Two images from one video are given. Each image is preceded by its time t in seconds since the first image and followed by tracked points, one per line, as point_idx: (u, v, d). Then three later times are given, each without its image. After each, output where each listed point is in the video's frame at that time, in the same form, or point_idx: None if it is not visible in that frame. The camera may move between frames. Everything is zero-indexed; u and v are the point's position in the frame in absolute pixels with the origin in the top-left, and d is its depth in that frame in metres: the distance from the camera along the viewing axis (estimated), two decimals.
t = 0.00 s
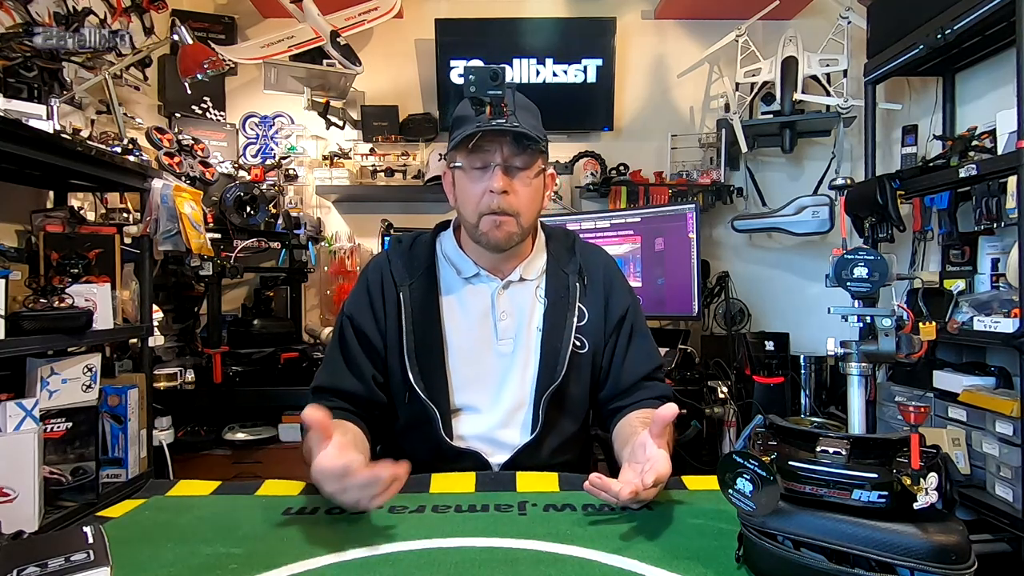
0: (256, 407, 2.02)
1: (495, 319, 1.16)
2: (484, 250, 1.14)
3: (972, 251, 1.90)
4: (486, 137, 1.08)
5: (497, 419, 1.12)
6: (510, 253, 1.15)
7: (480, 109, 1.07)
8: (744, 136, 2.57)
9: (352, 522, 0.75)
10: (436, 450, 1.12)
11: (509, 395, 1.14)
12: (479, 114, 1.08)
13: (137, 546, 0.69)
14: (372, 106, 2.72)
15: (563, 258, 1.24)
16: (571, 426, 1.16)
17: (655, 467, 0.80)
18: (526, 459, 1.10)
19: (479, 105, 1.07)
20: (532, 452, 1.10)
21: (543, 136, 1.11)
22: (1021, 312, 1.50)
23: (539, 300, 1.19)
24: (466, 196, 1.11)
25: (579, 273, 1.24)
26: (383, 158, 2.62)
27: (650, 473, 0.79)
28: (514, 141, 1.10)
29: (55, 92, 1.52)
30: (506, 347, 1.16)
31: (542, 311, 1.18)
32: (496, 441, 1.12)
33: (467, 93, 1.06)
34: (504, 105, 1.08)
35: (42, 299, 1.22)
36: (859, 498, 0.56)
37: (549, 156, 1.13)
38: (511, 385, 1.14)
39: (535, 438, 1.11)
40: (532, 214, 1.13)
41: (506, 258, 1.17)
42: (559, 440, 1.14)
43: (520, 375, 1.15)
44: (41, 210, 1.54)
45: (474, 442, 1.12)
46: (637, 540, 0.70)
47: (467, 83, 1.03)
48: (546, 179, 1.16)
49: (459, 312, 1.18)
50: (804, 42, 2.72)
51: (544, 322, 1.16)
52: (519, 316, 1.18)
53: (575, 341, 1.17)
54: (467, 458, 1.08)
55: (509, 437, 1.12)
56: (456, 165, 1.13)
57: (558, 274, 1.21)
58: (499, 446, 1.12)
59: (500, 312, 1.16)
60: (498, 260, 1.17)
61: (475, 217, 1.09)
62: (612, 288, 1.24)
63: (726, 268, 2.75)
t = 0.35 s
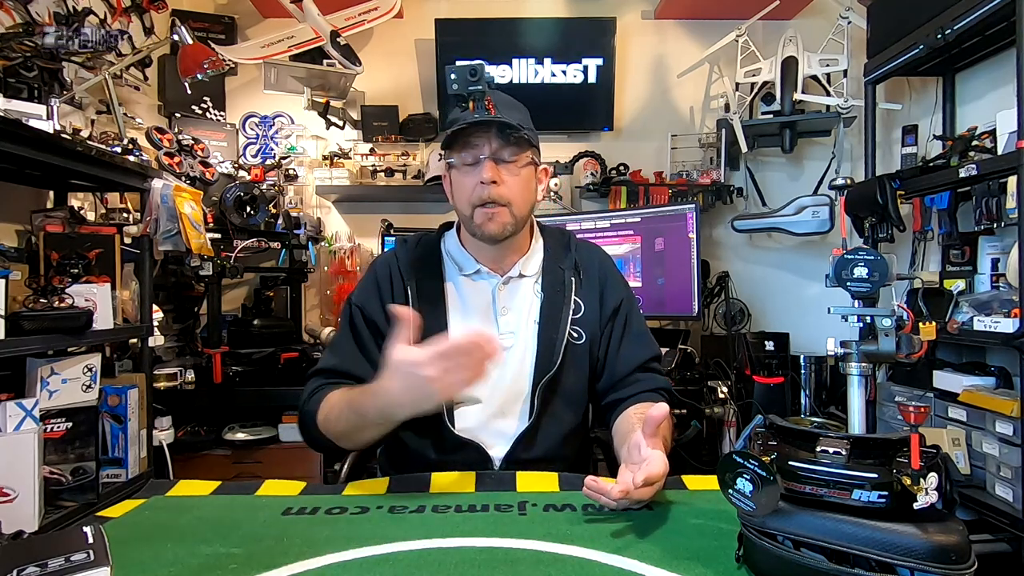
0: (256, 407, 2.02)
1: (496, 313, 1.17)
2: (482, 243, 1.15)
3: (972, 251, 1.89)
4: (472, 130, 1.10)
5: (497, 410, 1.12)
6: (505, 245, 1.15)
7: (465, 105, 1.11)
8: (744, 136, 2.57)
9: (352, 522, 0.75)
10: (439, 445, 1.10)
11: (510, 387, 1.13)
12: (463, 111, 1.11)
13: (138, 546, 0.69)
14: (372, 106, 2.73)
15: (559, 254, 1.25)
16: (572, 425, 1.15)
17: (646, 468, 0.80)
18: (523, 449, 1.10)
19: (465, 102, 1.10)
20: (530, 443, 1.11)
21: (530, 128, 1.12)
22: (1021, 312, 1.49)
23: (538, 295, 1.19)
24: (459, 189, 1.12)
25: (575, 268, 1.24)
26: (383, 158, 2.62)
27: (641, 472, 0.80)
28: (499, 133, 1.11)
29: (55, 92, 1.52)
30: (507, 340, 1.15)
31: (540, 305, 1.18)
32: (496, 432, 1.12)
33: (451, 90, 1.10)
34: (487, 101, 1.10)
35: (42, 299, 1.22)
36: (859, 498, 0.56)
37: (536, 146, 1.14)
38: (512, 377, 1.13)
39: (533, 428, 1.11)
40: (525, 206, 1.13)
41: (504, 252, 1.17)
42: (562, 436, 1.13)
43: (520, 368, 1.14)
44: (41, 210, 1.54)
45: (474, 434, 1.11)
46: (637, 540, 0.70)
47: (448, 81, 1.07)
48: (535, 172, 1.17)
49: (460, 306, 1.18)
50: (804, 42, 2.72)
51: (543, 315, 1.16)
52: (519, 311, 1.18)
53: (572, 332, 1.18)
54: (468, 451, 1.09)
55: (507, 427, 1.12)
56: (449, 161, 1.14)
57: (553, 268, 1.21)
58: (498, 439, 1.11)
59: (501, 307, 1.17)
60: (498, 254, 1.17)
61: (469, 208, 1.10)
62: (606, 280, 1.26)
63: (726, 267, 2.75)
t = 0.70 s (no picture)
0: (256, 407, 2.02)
1: (495, 312, 1.16)
2: (483, 242, 1.14)
3: (972, 251, 1.89)
4: (477, 126, 1.11)
5: (496, 408, 1.12)
6: (505, 245, 1.15)
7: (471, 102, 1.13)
8: (744, 136, 2.57)
9: (353, 522, 0.75)
10: (439, 441, 1.10)
11: (508, 385, 1.12)
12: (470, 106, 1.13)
13: (138, 546, 0.69)
14: (372, 106, 2.73)
15: (557, 255, 1.25)
16: (572, 425, 1.15)
17: (637, 463, 0.79)
18: (521, 447, 1.10)
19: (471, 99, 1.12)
20: (528, 442, 1.10)
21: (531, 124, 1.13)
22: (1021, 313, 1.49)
23: (537, 295, 1.19)
24: (462, 187, 1.12)
25: (572, 269, 1.24)
26: (383, 158, 2.62)
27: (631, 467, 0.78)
28: (504, 130, 1.11)
29: (55, 92, 1.52)
30: (505, 339, 1.14)
31: (538, 304, 1.18)
32: (495, 430, 1.11)
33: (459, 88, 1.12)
34: (492, 98, 1.12)
35: (42, 299, 1.22)
36: (859, 498, 0.56)
37: (538, 145, 1.14)
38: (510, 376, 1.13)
39: (531, 426, 1.10)
40: (526, 204, 1.13)
41: (503, 251, 1.17)
42: (561, 436, 1.13)
43: (519, 367, 1.14)
44: (41, 210, 1.54)
45: (473, 432, 1.10)
46: (638, 540, 0.70)
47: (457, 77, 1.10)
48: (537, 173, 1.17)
49: (458, 306, 1.17)
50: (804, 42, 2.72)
51: (541, 314, 1.16)
52: (518, 310, 1.18)
53: (569, 331, 1.18)
54: (467, 449, 1.08)
55: (507, 424, 1.12)
56: (452, 161, 1.14)
57: (551, 269, 1.21)
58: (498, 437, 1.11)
59: (500, 306, 1.16)
60: (497, 254, 1.17)
61: (472, 205, 1.10)
62: (603, 280, 1.26)
63: (726, 267, 2.75)
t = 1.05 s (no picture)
0: (256, 406, 2.01)
1: (492, 314, 1.16)
2: (477, 247, 1.15)
3: (972, 251, 1.89)
4: (467, 135, 1.10)
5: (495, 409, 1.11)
6: (499, 249, 1.15)
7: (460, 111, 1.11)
8: (744, 136, 2.57)
9: (353, 522, 0.75)
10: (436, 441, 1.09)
11: (507, 386, 1.12)
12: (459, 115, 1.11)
13: (137, 546, 0.69)
14: (372, 106, 2.73)
15: (552, 255, 1.25)
16: (572, 425, 1.15)
17: (611, 462, 0.79)
18: (521, 447, 1.10)
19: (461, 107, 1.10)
20: (529, 442, 1.10)
21: (523, 131, 1.12)
22: (1021, 313, 1.49)
23: (533, 295, 1.19)
24: (454, 194, 1.12)
25: (568, 268, 1.24)
26: (383, 158, 2.62)
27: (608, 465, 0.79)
28: (495, 138, 1.11)
29: (55, 92, 1.51)
30: (503, 340, 1.15)
31: (535, 304, 1.18)
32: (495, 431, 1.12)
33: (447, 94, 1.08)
34: (482, 105, 1.09)
35: (42, 299, 1.22)
36: (859, 498, 0.56)
37: (530, 151, 1.14)
38: (509, 377, 1.13)
39: (530, 426, 1.10)
40: (518, 210, 1.13)
41: (498, 255, 1.17)
42: (561, 435, 1.13)
43: (517, 367, 1.14)
44: (41, 210, 1.54)
45: (473, 433, 1.11)
46: (638, 540, 0.70)
47: (445, 86, 1.06)
48: (530, 177, 1.17)
49: (455, 308, 1.17)
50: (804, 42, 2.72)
51: (538, 314, 1.16)
52: (515, 311, 1.18)
53: (566, 331, 1.18)
54: (468, 450, 1.08)
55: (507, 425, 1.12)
56: (444, 167, 1.14)
57: (547, 269, 1.21)
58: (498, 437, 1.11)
59: (496, 308, 1.16)
60: (491, 257, 1.17)
61: (464, 213, 1.10)
62: (600, 278, 1.26)
63: (726, 267, 2.75)
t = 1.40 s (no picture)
0: (256, 407, 2.01)
1: (492, 314, 1.16)
2: (480, 245, 1.14)
3: (972, 251, 1.89)
4: (487, 131, 1.10)
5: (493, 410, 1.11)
6: (503, 249, 1.15)
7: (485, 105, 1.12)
8: (744, 136, 2.57)
9: (353, 522, 0.75)
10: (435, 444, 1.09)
11: (506, 386, 1.12)
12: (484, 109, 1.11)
13: (137, 546, 0.69)
14: (372, 106, 2.72)
15: (552, 256, 1.25)
16: (572, 425, 1.15)
17: (605, 461, 0.79)
18: (520, 448, 1.10)
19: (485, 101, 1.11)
20: (528, 442, 1.10)
21: (542, 135, 1.13)
22: (1021, 313, 1.49)
23: (533, 295, 1.19)
24: (465, 190, 1.11)
25: (569, 269, 1.24)
26: (383, 158, 2.63)
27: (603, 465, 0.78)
28: (514, 137, 1.11)
29: (55, 92, 1.51)
30: (503, 340, 1.15)
31: (534, 305, 1.18)
32: (493, 432, 1.11)
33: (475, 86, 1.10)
34: (507, 102, 1.11)
35: (42, 299, 1.22)
36: (859, 498, 0.56)
37: (546, 156, 1.15)
38: (508, 377, 1.13)
39: (529, 427, 1.10)
40: (528, 210, 1.13)
41: (501, 254, 1.17)
42: (560, 436, 1.13)
43: (516, 368, 1.14)
44: (41, 210, 1.54)
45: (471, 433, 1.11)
46: (638, 540, 0.70)
47: (475, 78, 1.08)
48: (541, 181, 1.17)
49: (456, 308, 1.17)
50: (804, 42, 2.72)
51: (538, 314, 1.17)
52: (515, 311, 1.18)
53: (566, 331, 1.18)
54: (467, 450, 1.08)
55: (505, 425, 1.12)
56: (457, 160, 1.14)
57: (547, 270, 1.22)
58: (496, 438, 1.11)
59: (497, 308, 1.16)
60: (494, 257, 1.17)
61: (474, 209, 1.09)
62: (600, 279, 1.26)
63: (726, 267, 2.75)
